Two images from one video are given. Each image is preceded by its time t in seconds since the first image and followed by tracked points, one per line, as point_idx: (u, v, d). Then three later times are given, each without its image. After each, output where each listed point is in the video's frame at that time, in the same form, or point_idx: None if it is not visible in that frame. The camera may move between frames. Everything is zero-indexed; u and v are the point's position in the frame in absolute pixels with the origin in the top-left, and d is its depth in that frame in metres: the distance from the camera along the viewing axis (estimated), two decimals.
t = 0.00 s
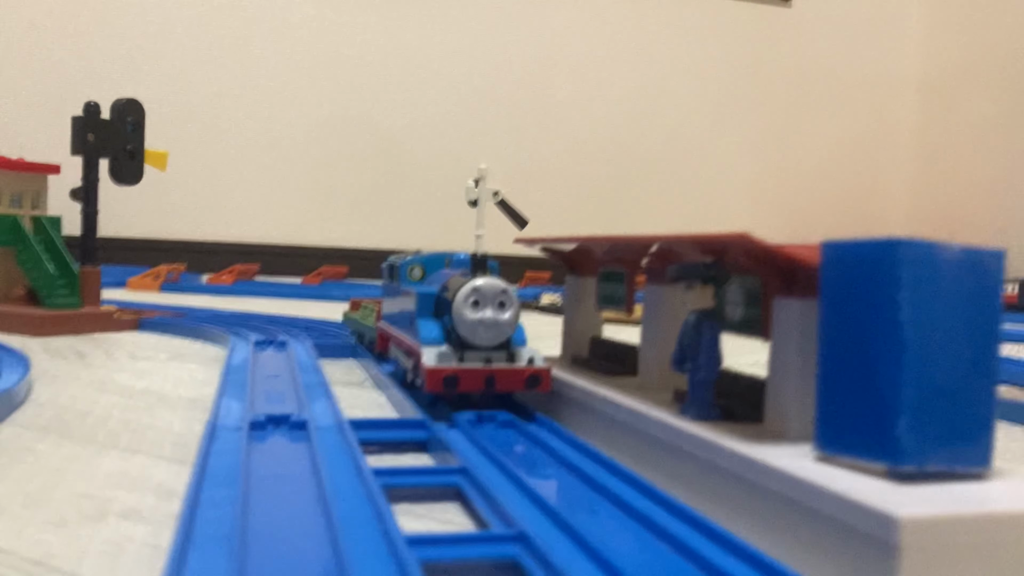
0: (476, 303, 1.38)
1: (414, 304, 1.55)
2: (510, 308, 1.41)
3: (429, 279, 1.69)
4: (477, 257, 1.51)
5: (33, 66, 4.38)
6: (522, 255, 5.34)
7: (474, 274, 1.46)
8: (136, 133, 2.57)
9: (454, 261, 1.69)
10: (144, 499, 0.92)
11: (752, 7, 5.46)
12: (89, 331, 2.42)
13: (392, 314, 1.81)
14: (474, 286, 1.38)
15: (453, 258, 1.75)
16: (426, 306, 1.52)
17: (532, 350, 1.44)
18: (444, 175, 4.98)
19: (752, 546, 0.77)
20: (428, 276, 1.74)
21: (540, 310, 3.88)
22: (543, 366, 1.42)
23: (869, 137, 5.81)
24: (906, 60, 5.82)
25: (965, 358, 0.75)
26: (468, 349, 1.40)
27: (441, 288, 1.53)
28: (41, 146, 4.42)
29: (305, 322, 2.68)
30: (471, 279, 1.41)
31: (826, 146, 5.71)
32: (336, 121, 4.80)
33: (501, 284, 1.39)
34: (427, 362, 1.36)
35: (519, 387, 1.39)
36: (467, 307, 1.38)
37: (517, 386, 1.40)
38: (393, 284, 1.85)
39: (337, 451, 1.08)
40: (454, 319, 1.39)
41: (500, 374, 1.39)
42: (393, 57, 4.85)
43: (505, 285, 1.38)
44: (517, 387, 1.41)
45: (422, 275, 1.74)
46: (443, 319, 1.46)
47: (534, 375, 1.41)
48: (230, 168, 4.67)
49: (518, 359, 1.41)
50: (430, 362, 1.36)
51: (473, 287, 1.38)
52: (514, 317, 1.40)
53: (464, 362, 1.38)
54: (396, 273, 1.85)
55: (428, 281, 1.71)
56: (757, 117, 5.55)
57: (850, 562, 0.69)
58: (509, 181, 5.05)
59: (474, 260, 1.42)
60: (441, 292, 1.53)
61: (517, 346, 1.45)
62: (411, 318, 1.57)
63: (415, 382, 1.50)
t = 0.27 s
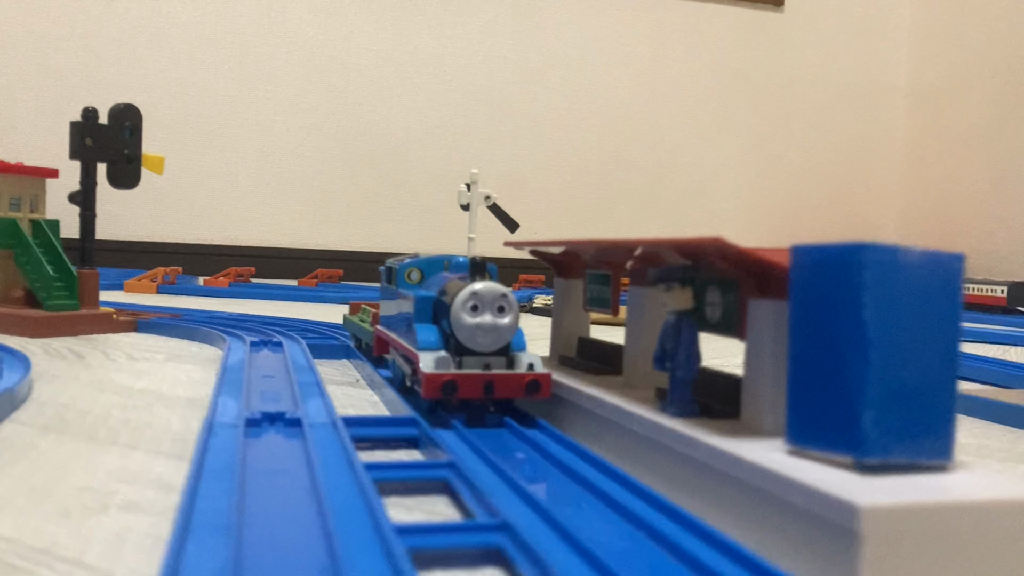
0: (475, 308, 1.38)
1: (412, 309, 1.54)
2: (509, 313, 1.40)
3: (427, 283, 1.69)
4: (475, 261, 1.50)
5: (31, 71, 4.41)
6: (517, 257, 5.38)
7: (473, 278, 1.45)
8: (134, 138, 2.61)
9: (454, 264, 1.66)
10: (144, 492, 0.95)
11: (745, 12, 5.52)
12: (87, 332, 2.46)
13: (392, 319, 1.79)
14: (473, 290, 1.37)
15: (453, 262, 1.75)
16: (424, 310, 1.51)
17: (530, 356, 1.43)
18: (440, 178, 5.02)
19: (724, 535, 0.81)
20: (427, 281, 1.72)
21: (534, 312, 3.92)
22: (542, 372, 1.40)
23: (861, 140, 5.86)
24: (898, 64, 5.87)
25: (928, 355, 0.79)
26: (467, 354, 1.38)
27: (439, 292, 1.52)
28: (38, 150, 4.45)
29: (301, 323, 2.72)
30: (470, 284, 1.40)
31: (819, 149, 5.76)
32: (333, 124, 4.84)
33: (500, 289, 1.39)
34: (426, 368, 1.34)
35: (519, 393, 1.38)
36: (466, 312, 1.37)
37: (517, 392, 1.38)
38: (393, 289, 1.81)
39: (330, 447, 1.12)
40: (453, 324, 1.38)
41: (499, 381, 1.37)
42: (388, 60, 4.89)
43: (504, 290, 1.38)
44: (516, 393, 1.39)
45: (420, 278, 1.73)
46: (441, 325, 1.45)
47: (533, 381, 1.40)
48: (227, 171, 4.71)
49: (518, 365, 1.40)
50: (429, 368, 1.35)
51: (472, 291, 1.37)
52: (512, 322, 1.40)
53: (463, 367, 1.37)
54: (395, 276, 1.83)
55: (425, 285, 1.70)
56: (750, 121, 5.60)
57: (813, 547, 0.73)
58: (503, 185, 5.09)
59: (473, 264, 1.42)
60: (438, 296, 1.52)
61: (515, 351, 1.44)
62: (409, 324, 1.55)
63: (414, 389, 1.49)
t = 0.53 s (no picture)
0: (476, 314, 1.30)
1: (411, 313, 1.46)
2: (511, 320, 1.32)
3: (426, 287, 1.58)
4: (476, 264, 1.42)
5: (28, 75, 4.46)
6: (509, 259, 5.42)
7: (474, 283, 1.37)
8: (130, 141, 2.66)
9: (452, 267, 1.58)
10: (141, 482, 1.00)
11: (735, 17, 5.58)
12: (83, 332, 2.50)
13: (388, 323, 1.71)
14: (473, 295, 1.29)
15: (451, 264, 1.63)
16: (422, 315, 1.44)
17: (532, 363, 1.36)
18: (433, 180, 5.06)
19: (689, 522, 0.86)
20: (425, 284, 1.63)
21: (525, 313, 3.97)
22: (546, 382, 1.33)
23: (851, 143, 5.91)
24: (887, 68, 5.93)
25: (877, 353, 0.84)
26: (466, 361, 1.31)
27: (439, 296, 1.44)
28: (35, 153, 4.49)
29: (293, 323, 2.77)
30: (470, 288, 1.32)
31: (809, 153, 5.82)
32: (327, 127, 4.89)
33: (503, 294, 1.31)
34: (423, 376, 1.27)
35: (521, 404, 1.30)
36: (466, 318, 1.29)
37: (519, 403, 1.31)
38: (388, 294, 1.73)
39: (319, 442, 1.16)
40: (452, 331, 1.30)
41: (500, 390, 1.30)
42: (382, 64, 4.94)
43: (506, 294, 1.30)
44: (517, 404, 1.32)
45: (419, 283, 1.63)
46: (440, 330, 1.38)
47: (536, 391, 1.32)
48: (221, 173, 4.75)
49: (520, 374, 1.32)
50: (427, 376, 1.28)
51: (472, 296, 1.30)
52: (514, 328, 1.32)
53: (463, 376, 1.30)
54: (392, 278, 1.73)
55: (425, 288, 1.61)
56: (741, 124, 5.66)
57: (769, 531, 0.78)
58: (495, 187, 5.15)
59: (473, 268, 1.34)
60: (437, 300, 1.44)
61: (517, 358, 1.36)
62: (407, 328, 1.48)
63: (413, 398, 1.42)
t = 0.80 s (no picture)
0: (475, 314, 1.30)
1: (411, 315, 1.47)
2: (511, 319, 1.33)
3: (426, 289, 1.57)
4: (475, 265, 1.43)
5: (26, 76, 4.49)
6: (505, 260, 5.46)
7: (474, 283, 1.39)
8: (128, 143, 2.69)
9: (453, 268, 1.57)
10: (142, 475, 1.04)
11: (730, 19, 5.62)
12: (82, 331, 2.53)
13: (388, 326, 1.71)
14: (472, 295, 1.30)
15: (450, 266, 1.62)
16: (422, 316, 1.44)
17: (532, 364, 1.36)
18: (429, 181, 5.09)
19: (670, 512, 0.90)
20: (424, 286, 1.62)
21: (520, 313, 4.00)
22: (546, 382, 1.33)
23: (845, 145, 5.95)
24: (881, 71, 5.97)
25: (850, 348, 0.88)
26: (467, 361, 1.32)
27: (438, 297, 1.45)
28: (33, 154, 4.52)
29: (290, 323, 2.81)
30: (469, 289, 1.33)
31: (803, 155, 5.86)
32: (324, 128, 4.92)
33: (502, 293, 1.31)
34: (423, 377, 1.27)
35: (522, 405, 1.30)
36: (466, 317, 1.30)
37: (520, 404, 1.31)
38: (388, 294, 1.73)
39: (314, 437, 1.20)
40: (452, 331, 1.31)
41: (500, 391, 1.30)
42: (379, 66, 4.98)
43: (505, 294, 1.30)
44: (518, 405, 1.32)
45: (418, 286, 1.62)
46: (440, 331, 1.38)
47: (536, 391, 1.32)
48: (219, 174, 4.78)
49: (520, 374, 1.33)
50: (427, 377, 1.28)
51: (471, 297, 1.30)
52: (514, 328, 1.32)
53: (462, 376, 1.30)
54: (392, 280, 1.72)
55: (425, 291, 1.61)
56: (736, 126, 5.69)
57: (745, 520, 0.82)
58: (491, 188, 5.18)
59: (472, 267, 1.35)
60: (437, 301, 1.45)
61: (518, 359, 1.37)
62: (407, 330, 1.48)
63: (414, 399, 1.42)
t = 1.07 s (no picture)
0: (479, 319, 1.25)
1: (412, 320, 1.42)
2: (516, 324, 1.27)
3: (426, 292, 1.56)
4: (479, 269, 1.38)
5: (26, 79, 4.53)
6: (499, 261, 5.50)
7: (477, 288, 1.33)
8: (127, 145, 2.74)
9: (452, 272, 1.57)
10: (143, 468, 1.08)
11: (724, 23, 5.67)
12: (81, 332, 2.57)
13: (387, 331, 1.71)
14: (476, 299, 1.24)
15: (454, 271, 1.57)
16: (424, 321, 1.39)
17: (539, 371, 1.31)
18: (425, 183, 5.13)
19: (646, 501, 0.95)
20: (425, 290, 1.61)
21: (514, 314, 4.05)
22: (553, 389, 1.27)
23: (837, 148, 6.00)
24: (873, 74, 6.03)
25: (817, 345, 0.93)
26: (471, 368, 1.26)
27: (440, 302, 1.40)
28: (31, 156, 4.56)
29: (285, 324, 2.85)
30: (473, 292, 1.27)
31: (796, 158, 5.91)
32: (321, 131, 4.96)
33: (507, 297, 1.26)
34: (425, 385, 1.22)
35: (528, 413, 1.25)
36: (469, 322, 1.24)
37: (526, 411, 1.25)
38: (389, 297, 1.73)
39: (308, 432, 1.24)
40: (455, 337, 1.25)
41: (505, 399, 1.25)
42: (375, 69, 5.02)
43: (510, 298, 1.25)
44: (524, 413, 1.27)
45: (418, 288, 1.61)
46: (442, 337, 1.33)
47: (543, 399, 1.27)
48: (216, 176, 4.82)
49: (526, 381, 1.27)
50: (429, 384, 1.23)
51: (475, 301, 1.25)
52: (520, 334, 1.27)
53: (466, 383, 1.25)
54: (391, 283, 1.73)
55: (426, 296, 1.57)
56: (729, 128, 5.74)
57: (716, 508, 0.86)
58: (486, 190, 5.22)
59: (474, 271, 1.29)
60: (438, 306, 1.40)
61: (523, 365, 1.31)
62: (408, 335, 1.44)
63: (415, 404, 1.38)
